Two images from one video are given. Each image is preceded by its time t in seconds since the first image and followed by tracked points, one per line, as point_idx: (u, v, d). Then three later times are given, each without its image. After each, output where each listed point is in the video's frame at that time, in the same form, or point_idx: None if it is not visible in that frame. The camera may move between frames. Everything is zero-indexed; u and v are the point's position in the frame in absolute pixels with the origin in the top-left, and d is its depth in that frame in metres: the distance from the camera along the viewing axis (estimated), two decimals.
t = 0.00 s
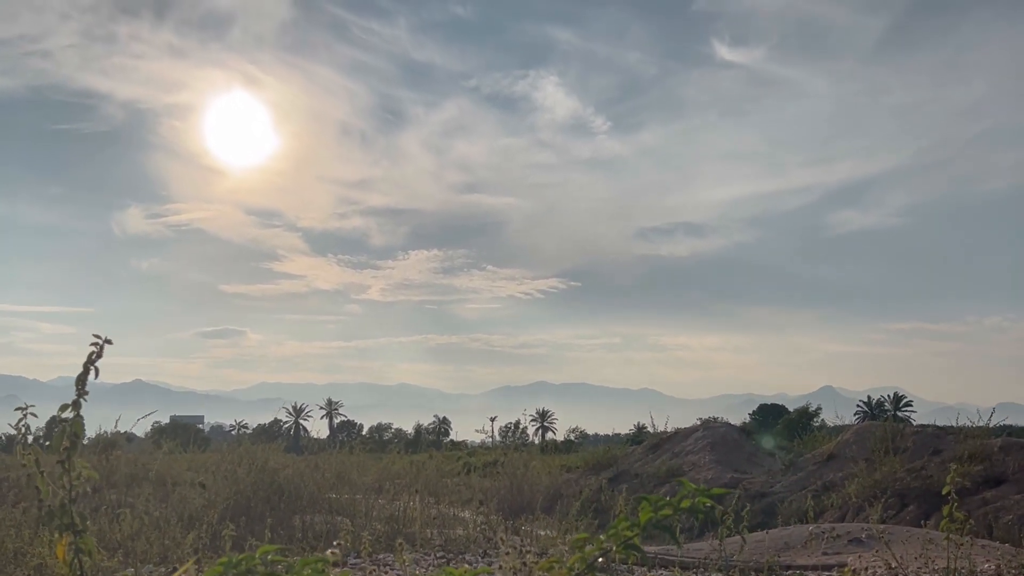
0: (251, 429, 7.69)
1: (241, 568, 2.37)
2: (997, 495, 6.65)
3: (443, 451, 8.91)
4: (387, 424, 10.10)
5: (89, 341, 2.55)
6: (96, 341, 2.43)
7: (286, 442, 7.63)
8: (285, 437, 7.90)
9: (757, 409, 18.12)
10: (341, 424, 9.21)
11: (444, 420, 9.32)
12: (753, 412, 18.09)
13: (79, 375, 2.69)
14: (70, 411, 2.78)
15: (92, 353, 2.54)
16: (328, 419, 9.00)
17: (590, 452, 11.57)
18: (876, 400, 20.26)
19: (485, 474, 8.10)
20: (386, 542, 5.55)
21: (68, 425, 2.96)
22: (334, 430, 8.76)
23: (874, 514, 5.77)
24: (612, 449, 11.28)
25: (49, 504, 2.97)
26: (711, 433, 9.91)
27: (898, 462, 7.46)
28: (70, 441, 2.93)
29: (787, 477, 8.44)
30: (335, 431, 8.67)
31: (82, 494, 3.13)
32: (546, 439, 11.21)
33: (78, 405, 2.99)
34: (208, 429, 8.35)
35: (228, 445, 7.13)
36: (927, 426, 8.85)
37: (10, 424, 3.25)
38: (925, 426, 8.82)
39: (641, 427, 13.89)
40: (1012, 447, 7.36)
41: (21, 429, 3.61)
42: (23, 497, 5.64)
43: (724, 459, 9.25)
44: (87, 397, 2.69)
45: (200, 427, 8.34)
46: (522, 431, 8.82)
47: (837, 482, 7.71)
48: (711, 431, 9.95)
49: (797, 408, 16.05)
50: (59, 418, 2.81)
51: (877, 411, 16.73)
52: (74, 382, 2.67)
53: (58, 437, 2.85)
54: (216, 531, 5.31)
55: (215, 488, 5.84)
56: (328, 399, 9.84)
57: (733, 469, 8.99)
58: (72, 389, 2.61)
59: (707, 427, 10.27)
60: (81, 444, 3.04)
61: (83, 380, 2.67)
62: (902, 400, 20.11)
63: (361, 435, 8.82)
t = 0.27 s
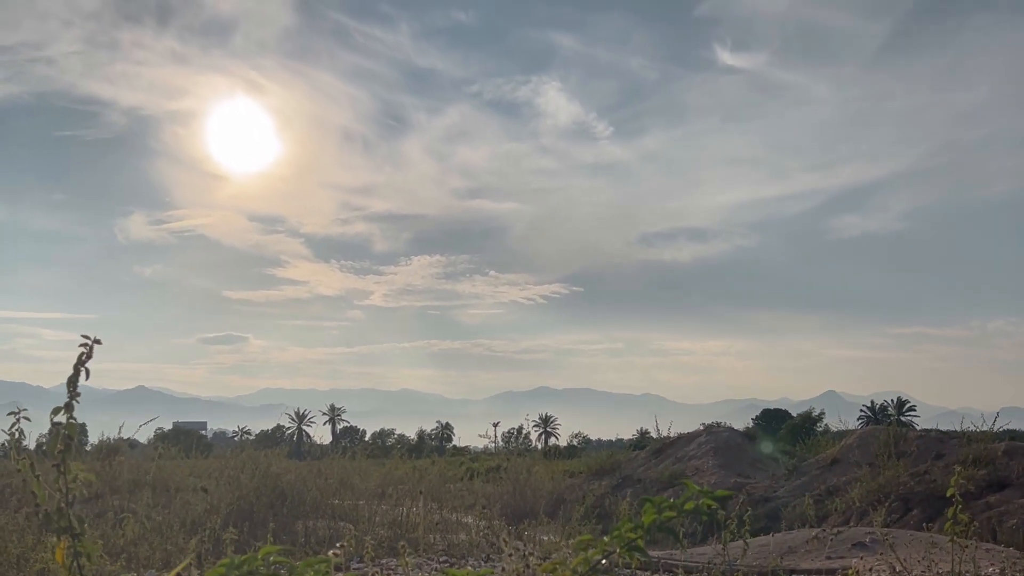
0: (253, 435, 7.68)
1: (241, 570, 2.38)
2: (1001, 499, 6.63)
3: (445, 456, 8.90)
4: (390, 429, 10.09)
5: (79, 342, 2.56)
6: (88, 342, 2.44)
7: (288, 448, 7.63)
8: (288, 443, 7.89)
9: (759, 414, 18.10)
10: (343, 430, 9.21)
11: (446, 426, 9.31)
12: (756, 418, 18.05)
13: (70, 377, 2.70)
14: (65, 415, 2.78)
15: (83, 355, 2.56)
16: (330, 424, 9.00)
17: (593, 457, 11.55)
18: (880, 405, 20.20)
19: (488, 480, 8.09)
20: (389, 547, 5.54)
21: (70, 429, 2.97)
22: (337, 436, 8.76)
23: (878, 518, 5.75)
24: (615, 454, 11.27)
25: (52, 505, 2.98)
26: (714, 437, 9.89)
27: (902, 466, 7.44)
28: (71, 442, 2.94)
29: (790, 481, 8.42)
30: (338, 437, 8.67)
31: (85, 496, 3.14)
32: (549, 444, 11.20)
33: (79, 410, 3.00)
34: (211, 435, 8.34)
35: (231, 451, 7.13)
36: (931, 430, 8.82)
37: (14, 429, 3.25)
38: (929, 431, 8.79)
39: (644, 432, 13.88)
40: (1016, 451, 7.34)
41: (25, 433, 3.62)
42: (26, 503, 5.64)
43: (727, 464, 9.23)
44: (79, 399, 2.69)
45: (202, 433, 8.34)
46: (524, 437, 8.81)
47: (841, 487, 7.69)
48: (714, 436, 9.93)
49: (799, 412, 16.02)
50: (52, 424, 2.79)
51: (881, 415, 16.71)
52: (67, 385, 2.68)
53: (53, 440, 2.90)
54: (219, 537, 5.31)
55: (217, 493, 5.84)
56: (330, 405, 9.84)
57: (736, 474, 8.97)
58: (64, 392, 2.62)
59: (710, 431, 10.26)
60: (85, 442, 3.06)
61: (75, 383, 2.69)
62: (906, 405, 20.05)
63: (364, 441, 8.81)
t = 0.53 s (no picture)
0: (257, 441, 7.68)
1: (244, 570, 2.40)
2: (1006, 504, 6.60)
3: (449, 462, 8.89)
4: (393, 436, 10.08)
5: (93, 344, 2.58)
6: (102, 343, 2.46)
7: (292, 453, 7.63)
8: (291, 449, 7.89)
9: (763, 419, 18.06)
10: (346, 436, 9.20)
11: (450, 432, 9.30)
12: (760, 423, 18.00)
13: (83, 378, 2.71)
14: (76, 417, 2.81)
15: (98, 356, 2.58)
16: (334, 431, 8.99)
17: (597, 463, 11.54)
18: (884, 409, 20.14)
19: (491, 485, 8.07)
20: (392, 552, 5.53)
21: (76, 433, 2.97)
22: (340, 442, 8.75)
23: (882, 522, 5.73)
24: (619, 459, 11.25)
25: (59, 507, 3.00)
26: (718, 442, 9.88)
27: (906, 471, 7.41)
28: (80, 442, 2.97)
29: (794, 486, 8.39)
30: (341, 443, 8.67)
31: (92, 496, 3.16)
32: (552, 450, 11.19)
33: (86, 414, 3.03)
34: (214, 442, 8.34)
35: (234, 457, 7.13)
36: (935, 435, 8.79)
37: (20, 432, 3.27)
38: (933, 435, 8.77)
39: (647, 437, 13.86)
40: (1020, 456, 7.31)
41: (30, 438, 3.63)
42: (29, 510, 5.65)
43: (731, 469, 9.22)
44: (93, 400, 2.71)
45: (206, 439, 8.35)
46: (528, 442, 8.79)
47: (845, 492, 7.67)
48: (717, 441, 9.92)
49: (804, 418, 15.98)
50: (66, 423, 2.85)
51: (885, 420, 16.66)
52: (81, 386, 2.70)
53: (64, 440, 2.90)
54: (222, 543, 5.31)
55: (221, 497, 5.84)
56: (334, 411, 9.84)
57: (740, 479, 8.95)
58: (78, 392, 2.64)
59: (714, 437, 10.24)
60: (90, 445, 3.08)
61: (88, 383, 2.70)
62: (910, 410, 19.98)
63: (367, 447, 8.81)
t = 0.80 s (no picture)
0: (260, 448, 7.68)
1: (248, 571, 2.44)
2: (1012, 509, 6.57)
3: (453, 469, 8.88)
4: (397, 443, 10.08)
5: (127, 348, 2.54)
6: (135, 350, 2.43)
7: (295, 460, 7.63)
8: (295, 456, 7.89)
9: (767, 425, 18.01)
10: (350, 443, 9.19)
11: (454, 438, 9.29)
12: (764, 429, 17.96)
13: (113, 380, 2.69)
14: (104, 417, 2.77)
15: (131, 360, 2.55)
16: (338, 438, 8.99)
17: (600, 469, 11.52)
18: (888, 415, 20.09)
19: (495, 492, 8.06)
20: (396, 558, 5.52)
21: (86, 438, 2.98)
22: (344, 449, 8.75)
23: (888, 527, 5.71)
24: (623, 465, 11.23)
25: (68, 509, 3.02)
26: (722, 448, 9.86)
27: (911, 476, 7.38)
28: (103, 443, 2.95)
29: (798, 492, 8.36)
30: (345, 450, 8.66)
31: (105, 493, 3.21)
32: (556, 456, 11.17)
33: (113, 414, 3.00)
34: (218, 449, 8.34)
35: (238, 464, 7.13)
36: (940, 440, 8.76)
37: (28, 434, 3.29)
38: (938, 440, 8.74)
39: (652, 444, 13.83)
40: None
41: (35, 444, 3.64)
42: (35, 517, 5.65)
43: (735, 475, 9.19)
44: (122, 401, 2.67)
45: (210, 447, 8.35)
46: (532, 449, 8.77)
47: (849, 497, 7.64)
48: (722, 447, 9.90)
49: (808, 424, 15.94)
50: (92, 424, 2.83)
51: (889, 426, 16.60)
52: (113, 387, 2.65)
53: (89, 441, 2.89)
54: (227, 549, 5.31)
55: (225, 504, 5.84)
56: (338, 418, 9.84)
57: (744, 485, 8.92)
58: (107, 394, 2.62)
59: (718, 443, 10.22)
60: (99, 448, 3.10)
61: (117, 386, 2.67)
62: (915, 415, 19.93)
63: (371, 454, 8.80)
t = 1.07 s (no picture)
0: (264, 456, 7.68)
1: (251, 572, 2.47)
2: (1017, 515, 6.54)
3: (456, 476, 8.87)
4: (400, 450, 10.07)
5: (129, 350, 2.60)
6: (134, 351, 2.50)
7: (299, 467, 7.63)
8: (298, 463, 7.89)
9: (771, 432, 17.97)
10: (353, 450, 9.19)
11: (457, 445, 9.28)
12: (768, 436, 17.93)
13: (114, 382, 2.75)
14: (102, 419, 2.81)
15: (132, 362, 2.60)
16: (341, 445, 8.98)
17: (604, 476, 11.51)
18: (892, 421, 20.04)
19: (499, 499, 8.05)
20: (400, 565, 5.51)
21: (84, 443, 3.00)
22: (348, 456, 8.74)
23: (893, 532, 5.68)
24: (626, 472, 11.21)
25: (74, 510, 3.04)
26: (726, 455, 9.84)
27: (916, 482, 7.35)
28: (101, 445, 2.98)
29: (803, 498, 8.33)
30: (349, 457, 8.66)
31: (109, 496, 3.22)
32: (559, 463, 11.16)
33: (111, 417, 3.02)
34: (222, 457, 8.34)
35: (242, 472, 7.12)
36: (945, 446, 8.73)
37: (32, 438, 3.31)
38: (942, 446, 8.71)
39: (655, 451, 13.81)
40: None
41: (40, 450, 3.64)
42: (39, 525, 5.65)
43: (739, 482, 9.16)
44: (120, 402, 2.73)
45: (213, 455, 8.35)
46: (535, 456, 8.75)
47: (854, 503, 7.61)
48: (726, 454, 9.88)
49: (812, 430, 15.90)
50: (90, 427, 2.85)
51: (893, 432, 16.55)
52: (110, 388, 2.70)
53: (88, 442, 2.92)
54: (231, 556, 5.31)
55: (229, 511, 5.84)
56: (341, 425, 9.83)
57: (748, 492, 8.89)
58: (109, 395, 2.67)
59: (722, 449, 10.21)
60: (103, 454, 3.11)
61: (118, 388, 2.72)
62: (919, 421, 19.86)
63: (374, 461, 8.79)
